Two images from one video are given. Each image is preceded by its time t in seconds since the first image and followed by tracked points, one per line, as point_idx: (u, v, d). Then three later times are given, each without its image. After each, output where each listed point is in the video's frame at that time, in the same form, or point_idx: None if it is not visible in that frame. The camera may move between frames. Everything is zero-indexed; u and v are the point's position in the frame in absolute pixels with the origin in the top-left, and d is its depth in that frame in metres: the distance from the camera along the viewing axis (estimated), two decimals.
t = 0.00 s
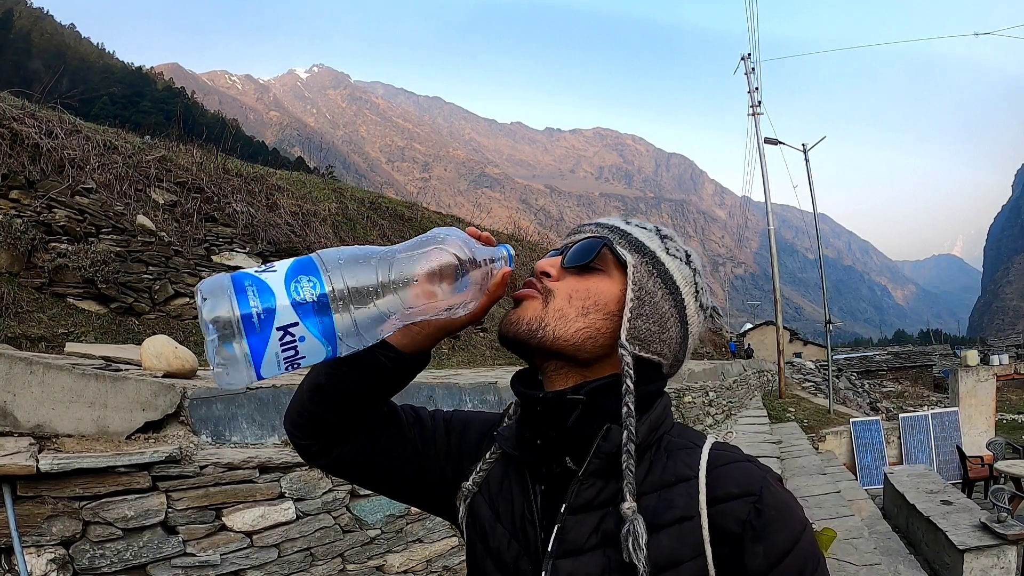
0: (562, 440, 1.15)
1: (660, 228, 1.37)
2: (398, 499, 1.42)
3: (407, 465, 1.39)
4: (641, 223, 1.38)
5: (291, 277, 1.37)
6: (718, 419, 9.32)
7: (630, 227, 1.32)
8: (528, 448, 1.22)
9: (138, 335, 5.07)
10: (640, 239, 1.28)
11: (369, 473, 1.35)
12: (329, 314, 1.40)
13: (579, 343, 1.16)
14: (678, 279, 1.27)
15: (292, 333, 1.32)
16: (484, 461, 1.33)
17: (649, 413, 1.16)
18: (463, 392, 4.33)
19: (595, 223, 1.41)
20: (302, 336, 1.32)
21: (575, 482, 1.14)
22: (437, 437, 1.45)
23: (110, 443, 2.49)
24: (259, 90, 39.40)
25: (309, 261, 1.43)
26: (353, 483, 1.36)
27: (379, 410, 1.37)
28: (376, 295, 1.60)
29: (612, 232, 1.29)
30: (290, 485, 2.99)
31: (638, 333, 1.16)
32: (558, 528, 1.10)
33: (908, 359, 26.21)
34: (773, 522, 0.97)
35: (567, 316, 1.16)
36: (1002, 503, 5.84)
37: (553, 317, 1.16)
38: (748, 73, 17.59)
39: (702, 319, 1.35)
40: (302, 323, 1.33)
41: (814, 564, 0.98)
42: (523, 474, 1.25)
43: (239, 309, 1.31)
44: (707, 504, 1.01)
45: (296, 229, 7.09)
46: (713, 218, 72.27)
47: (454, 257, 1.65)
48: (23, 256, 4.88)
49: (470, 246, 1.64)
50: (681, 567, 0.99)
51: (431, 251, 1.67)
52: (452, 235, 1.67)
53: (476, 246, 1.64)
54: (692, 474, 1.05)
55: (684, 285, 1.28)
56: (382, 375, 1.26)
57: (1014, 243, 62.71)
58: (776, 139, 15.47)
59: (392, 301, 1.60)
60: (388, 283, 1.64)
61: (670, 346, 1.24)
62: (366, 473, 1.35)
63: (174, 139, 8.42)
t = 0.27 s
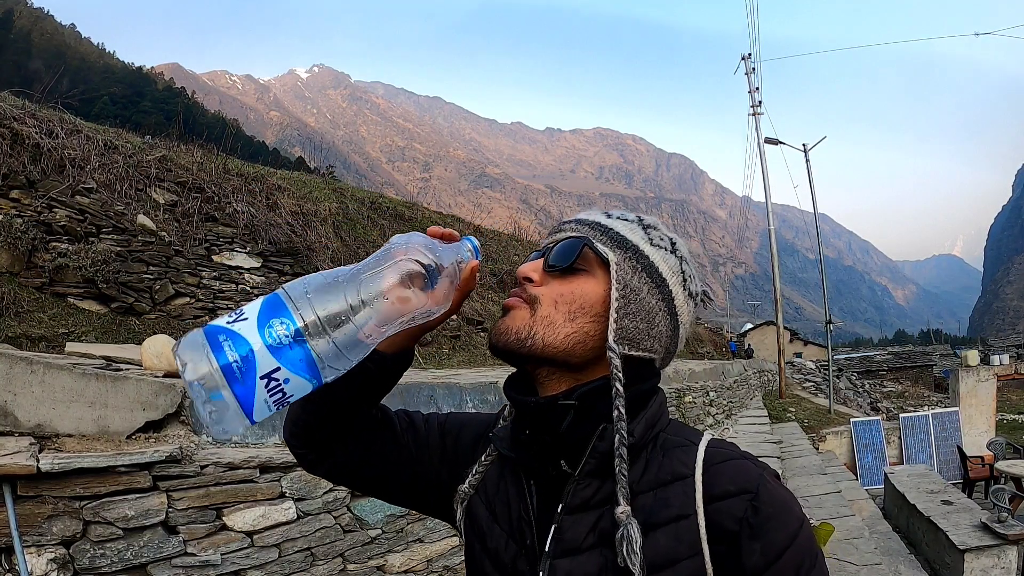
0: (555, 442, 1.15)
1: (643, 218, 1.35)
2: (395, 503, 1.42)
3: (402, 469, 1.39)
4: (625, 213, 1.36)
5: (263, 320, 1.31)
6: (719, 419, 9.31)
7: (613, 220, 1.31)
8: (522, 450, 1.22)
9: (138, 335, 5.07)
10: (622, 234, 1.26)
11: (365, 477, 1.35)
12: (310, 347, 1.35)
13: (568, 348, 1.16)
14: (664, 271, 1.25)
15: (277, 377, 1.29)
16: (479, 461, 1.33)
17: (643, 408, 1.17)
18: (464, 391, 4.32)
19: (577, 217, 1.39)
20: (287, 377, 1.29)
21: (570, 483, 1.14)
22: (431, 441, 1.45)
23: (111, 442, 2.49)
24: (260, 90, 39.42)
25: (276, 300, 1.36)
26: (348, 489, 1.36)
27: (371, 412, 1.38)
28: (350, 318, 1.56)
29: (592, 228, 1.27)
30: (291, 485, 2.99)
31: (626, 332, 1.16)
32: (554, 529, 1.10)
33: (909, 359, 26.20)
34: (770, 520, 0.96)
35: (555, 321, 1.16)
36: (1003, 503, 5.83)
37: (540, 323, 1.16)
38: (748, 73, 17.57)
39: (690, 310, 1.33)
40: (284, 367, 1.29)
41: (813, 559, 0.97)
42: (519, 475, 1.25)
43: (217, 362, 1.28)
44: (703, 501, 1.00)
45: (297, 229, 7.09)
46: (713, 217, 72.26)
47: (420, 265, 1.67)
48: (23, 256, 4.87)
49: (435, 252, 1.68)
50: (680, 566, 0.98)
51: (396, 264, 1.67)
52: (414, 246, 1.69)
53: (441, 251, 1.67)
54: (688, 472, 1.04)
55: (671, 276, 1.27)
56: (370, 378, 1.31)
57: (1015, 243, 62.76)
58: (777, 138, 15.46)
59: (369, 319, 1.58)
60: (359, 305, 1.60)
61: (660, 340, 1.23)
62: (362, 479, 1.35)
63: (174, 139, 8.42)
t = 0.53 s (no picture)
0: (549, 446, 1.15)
1: (625, 210, 1.34)
2: (391, 505, 1.43)
3: (397, 472, 1.39)
4: (607, 207, 1.35)
5: (244, 358, 1.22)
6: (720, 419, 9.30)
7: (596, 215, 1.30)
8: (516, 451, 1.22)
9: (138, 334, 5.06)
10: (605, 230, 1.25)
11: (359, 480, 1.35)
12: (295, 374, 1.26)
13: (556, 354, 1.15)
14: (649, 262, 1.25)
15: (270, 414, 1.21)
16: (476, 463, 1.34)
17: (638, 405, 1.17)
18: (464, 391, 4.31)
19: (559, 215, 1.38)
20: (278, 412, 1.21)
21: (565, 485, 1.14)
22: (427, 446, 1.45)
23: (111, 442, 2.48)
24: (260, 90, 39.43)
25: (254, 336, 1.26)
26: (343, 491, 1.37)
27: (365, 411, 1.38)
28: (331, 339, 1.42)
29: (574, 226, 1.26)
30: (292, 485, 2.99)
31: (615, 333, 1.15)
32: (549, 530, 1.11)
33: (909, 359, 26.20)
34: (767, 518, 0.96)
35: (541, 329, 1.15)
36: (1003, 503, 5.83)
37: (528, 331, 1.16)
38: (748, 73, 17.56)
39: (679, 299, 1.33)
40: (276, 402, 1.21)
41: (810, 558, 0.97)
42: (515, 476, 1.25)
43: (205, 408, 1.19)
44: (700, 500, 1.00)
45: (297, 229, 7.09)
46: (714, 218, 72.27)
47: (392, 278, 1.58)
48: (23, 255, 4.87)
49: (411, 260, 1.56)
50: (677, 565, 0.98)
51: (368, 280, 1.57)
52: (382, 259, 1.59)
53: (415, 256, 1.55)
54: (685, 471, 1.04)
55: (656, 268, 1.26)
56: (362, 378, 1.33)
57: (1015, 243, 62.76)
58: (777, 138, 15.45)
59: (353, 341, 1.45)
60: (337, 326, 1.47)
61: (650, 334, 1.23)
62: (357, 480, 1.36)
63: (175, 139, 8.41)
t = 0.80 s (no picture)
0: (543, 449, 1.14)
1: (601, 202, 1.29)
2: (387, 506, 1.44)
3: (391, 474, 1.40)
4: (582, 201, 1.31)
5: (230, 394, 1.14)
6: (720, 419, 9.30)
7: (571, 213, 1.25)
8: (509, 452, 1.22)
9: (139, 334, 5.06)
10: (579, 228, 1.21)
11: (354, 482, 1.37)
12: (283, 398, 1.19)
13: (545, 363, 1.14)
14: (628, 255, 1.20)
15: (266, 443, 1.14)
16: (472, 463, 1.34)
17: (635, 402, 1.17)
18: (465, 391, 4.30)
19: (534, 214, 1.34)
20: (274, 439, 1.15)
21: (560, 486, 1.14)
22: (423, 448, 1.44)
23: (112, 441, 2.47)
24: (260, 90, 39.44)
25: (237, 370, 1.17)
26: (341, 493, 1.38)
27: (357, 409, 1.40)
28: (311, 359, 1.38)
29: (548, 227, 1.22)
30: (292, 484, 2.99)
31: (601, 336, 1.14)
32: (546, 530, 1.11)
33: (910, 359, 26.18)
34: (763, 516, 0.96)
35: (529, 341, 1.14)
36: (1004, 503, 5.83)
37: (514, 344, 1.14)
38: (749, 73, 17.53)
39: (667, 289, 1.28)
40: (270, 432, 1.14)
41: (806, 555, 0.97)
42: (512, 477, 1.25)
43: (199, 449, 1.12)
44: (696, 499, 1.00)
45: (298, 229, 7.08)
46: (714, 218, 72.26)
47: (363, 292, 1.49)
48: (23, 255, 4.88)
49: (375, 270, 1.49)
50: (673, 564, 0.98)
51: (336, 296, 1.51)
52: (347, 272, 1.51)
53: (377, 264, 1.48)
54: (681, 470, 1.03)
55: (637, 260, 1.21)
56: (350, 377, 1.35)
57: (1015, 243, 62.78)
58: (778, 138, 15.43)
59: (335, 358, 1.42)
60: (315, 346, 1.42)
61: (637, 329, 1.20)
62: (352, 483, 1.37)
63: (175, 139, 8.40)
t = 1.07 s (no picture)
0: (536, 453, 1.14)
1: (571, 198, 1.25)
2: (386, 509, 1.44)
3: (386, 476, 1.40)
4: (551, 198, 1.26)
5: (220, 426, 1.14)
6: (720, 419, 9.29)
7: (541, 214, 1.21)
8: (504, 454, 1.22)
9: (139, 333, 5.06)
10: (550, 231, 1.16)
11: (351, 485, 1.38)
12: (275, 421, 1.19)
13: (535, 376, 1.12)
14: (604, 251, 1.15)
15: (264, 467, 1.15)
16: (469, 464, 1.33)
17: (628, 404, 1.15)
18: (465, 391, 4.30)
19: (504, 219, 1.30)
20: (271, 462, 1.16)
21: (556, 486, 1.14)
22: (420, 449, 1.43)
23: (112, 441, 2.47)
24: (260, 90, 39.45)
25: (224, 403, 1.17)
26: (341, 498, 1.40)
27: (351, 409, 1.41)
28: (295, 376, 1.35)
29: (519, 233, 1.18)
30: (292, 484, 2.99)
31: (586, 343, 1.11)
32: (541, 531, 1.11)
33: (911, 359, 26.18)
34: (758, 515, 0.95)
35: (516, 358, 1.12)
36: (1004, 503, 5.83)
37: (501, 361, 1.12)
38: (749, 72, 17.53)
39: (649, 279, 1.23)
40: (267, 455, 1.15)
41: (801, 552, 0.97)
42: (507, 478, 1.25)
43: (197, 483, 1.12)
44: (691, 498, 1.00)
45: (298, 229, 7.09)
46: (714, 218, 72.26)
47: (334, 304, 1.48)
48: (24, 255, 4.89)
49: (341, 285, 1.48)
50: (669, 564, 0.98)
51: (305, 312, 1.47)
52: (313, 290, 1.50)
53: (342, 278, 1.48)
54: (676, 469, 1.03)
55: (613, 256, 1.17)
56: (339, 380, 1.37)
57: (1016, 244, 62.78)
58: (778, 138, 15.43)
59: (318, 373, 1.39)
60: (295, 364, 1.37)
61: (622, 327, 1.16)
62: (349, 485, 1.38)
63: (175, 139, 8.41)
